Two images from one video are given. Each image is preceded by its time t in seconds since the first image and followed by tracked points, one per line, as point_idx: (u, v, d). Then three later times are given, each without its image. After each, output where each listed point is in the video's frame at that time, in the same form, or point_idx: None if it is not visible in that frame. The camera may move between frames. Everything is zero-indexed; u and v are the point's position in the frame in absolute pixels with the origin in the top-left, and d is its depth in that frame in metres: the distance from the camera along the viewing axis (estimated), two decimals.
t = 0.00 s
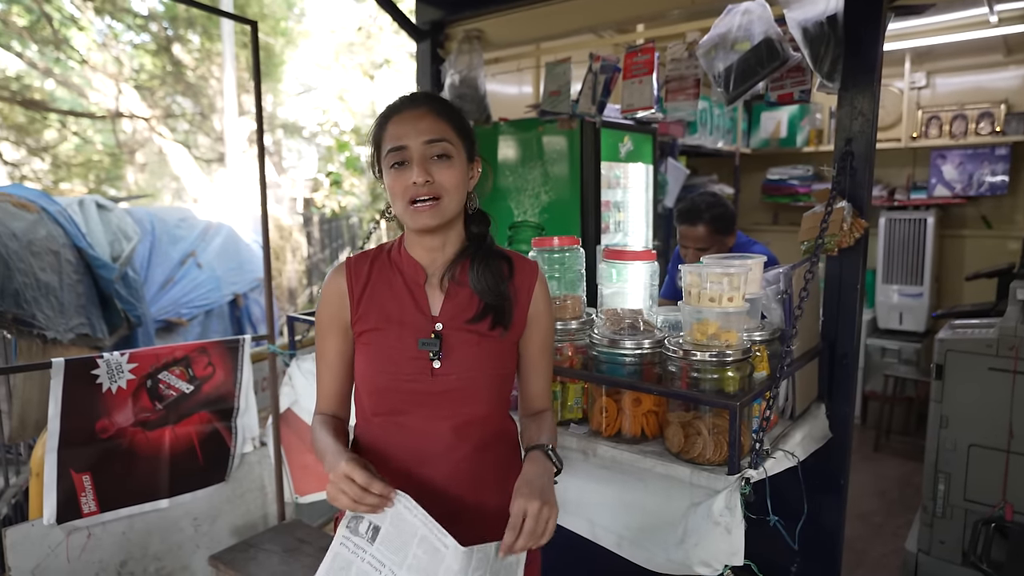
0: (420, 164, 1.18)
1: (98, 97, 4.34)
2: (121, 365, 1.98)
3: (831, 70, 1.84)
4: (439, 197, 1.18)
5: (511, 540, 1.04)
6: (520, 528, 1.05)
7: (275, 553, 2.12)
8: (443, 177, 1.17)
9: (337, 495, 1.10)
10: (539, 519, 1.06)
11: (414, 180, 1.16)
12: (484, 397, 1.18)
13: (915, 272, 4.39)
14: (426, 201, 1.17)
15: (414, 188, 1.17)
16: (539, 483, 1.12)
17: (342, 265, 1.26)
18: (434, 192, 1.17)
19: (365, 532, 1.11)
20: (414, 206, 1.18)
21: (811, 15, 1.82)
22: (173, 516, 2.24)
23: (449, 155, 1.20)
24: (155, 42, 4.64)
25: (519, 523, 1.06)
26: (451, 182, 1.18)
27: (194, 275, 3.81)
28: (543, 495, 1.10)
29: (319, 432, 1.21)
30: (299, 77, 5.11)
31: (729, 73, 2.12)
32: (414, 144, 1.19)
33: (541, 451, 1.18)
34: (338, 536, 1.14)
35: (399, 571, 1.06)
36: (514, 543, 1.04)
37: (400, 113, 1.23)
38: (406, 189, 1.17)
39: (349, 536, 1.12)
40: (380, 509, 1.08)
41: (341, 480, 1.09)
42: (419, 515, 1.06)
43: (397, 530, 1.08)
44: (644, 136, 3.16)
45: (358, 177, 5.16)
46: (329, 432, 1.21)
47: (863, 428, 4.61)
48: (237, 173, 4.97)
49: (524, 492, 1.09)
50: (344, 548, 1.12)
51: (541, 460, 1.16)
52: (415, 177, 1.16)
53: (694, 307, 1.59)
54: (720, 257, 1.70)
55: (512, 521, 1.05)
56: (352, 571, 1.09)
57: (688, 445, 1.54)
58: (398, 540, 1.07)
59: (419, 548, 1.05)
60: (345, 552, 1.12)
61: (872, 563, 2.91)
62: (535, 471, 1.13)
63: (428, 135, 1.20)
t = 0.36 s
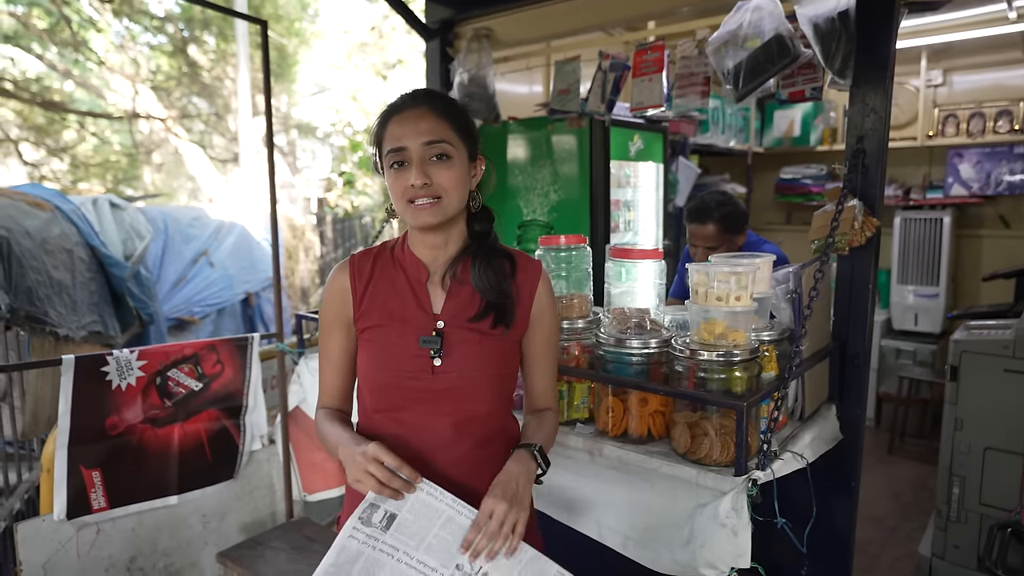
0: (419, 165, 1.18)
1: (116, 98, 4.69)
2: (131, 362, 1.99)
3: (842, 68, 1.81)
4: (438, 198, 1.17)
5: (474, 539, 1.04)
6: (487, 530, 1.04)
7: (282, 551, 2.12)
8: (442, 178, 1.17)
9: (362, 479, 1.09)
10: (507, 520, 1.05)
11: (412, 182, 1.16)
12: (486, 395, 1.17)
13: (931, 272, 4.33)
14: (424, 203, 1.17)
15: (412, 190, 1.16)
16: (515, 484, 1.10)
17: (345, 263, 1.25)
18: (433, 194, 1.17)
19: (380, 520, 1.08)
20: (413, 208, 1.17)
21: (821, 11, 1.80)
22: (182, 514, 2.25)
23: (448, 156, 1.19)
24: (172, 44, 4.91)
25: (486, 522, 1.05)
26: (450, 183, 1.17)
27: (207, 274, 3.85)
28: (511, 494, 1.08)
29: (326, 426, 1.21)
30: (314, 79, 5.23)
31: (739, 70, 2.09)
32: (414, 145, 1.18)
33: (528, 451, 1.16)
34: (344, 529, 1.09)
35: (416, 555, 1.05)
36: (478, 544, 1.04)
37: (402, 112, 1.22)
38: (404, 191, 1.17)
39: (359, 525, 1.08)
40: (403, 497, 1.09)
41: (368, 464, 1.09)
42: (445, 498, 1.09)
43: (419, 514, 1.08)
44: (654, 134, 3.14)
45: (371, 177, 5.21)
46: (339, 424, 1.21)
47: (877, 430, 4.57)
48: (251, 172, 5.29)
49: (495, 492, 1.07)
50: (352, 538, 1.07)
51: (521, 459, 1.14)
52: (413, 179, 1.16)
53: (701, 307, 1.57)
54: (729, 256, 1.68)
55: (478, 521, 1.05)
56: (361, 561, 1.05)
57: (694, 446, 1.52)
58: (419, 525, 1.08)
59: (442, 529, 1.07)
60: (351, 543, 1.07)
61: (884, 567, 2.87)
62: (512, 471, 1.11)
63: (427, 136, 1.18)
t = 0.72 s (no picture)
0: (419, 165, 1.17)
1: (132, 99, 4.75)
2: (139, 360, 2.01)
3: (853, 65, 1.77)
4: (438, 201, 1.16)
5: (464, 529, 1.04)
6: (477, 523, 1.03)
7: (288, 549, 2.13)
8: (441, 179, 1.16)
9: (358, 473, 1.08)
10: (497, 514, 1.04)
11: (412, 182, 1.15)
12: (485, 392, 1.16)
13: (945, 273, 4.28)
14: (423, 204, 1.16)
15: (412, 191, 1.16)
16: (508, 478, 1.08)
17: (347, 258, 1.25)
18: (432, 194, 1.16)
19: (377, 516, 1.08)
20: (412, 209, 1.17)
21: (830, 8, 1.73)
22: (189, 511, 2.27)
23: (448, 157, 1.19)
24: (187, 45, 4.93)
25: (476, 515, 1.04)
26: (449, 184, 1.16)
27: (218, 273, 3.88)
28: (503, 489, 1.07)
29: (326, 421, 1.20)
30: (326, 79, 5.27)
31: (748, 69, 2.07)
32: (413, 146, 1.18)
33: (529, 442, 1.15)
34: (342, 525, 1.08)
35: (416, 549, 1.05)
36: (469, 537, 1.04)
37: (402, 111, 1.21)
38: (405, 192, 1.16)
39: (357, 522, 1.08)
40: (399, 493, 1.08)
41: (363, 460, 1.08)
42: (442, 493, 1.09)
43: (417, 509, 1.08)
44: (663, 134, 3.12)
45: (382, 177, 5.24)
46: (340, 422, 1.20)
47: (890, 432, 4.52)
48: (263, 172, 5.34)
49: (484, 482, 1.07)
50: (350, 534, 1.07)
51: (517, 451, 1.13)
52: (412, 180, 1.15)
53: (707, 307, 1.55)
54: (735, 256, 1.66)
55: (468, 512, 1.04)
56: (360, 555, 1.04)
57: (699, 447, 1.50)
58: (418, 520, 1.07)
59: (440, 523, 1.07)
60: (350, 538, 1.06)
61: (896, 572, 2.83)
62: (508, 463, 1.10)
63: (426, 137, 1.18)
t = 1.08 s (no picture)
0: (421, 158, 1.17)
1: (145, 100, 4.81)
2: (145, 358, 2.03)
3: (860, 62, 1.79)
4: (442, 193, 1.16)
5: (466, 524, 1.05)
6: (479, 517, 1.03)
7: (292, 546, 2.14)
8: (443, 172, 1.15)
9: (358, 481, 1.08)
10: (498, 504, 1.04)
11: (415, 175, 1.15)
12: (485, 389, 1.16)
13: (958, 273, 4.23)
14: (426, 196, 1.15)
15: (415, 184, 1.15)
16: (507, 468, 1.07)
17: (348, 255, 1.25)
18: (436, 187, 1.15)
19: (387, 559, 1.06)
20: (416, 203, 1.16)
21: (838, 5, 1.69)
22: (195, 508, 2.27)
23: (450, 150, 1.18)
24: (200, 46, 4.99)
25: (477, 508, 1.04)
26: (452, 177, 1.16)
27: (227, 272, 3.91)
28: (501, 478, 1.06)
29: (327, 420, 1.20)
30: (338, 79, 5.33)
31: (755, 66, 2.05)
32: (416, 140, 1.18)
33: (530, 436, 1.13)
34: None
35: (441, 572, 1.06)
36: (471, 529, 1.04)
37: (403, 108, 1.21)
38: (407, 184, 1.16)
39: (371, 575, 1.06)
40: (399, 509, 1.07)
41: (363, 467, 1.07)
42: (440, 509, 1.08)
43: (420, 536, 1.07)
44: (670, 132, 3.11)
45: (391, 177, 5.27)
46: (342, 418, 1.19)
47: (901, 434, 4.48)
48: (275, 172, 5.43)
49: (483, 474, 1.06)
50: None
51: (516, 446, 1.11)
52: (416, 173, 1.15)
53: (710, 306, 1.54)
54: (739, 254, 1.65)
55: (468, 506, 1.04)
56: None
57: (703, 447, 1.49)
58: (428, 544, 1.07)
59: (451, 537, 1.07)
60: None
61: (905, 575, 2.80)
62: (507, 454, 1.09)
63: (428, 131, 1.18)
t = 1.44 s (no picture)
0: (433, 155, 1.16)
1: (157, 101, 4.85)
2: (151, 356, 2.04)
3: (865, 60, 1.75)
4: (453, 189, 1.16)
5: (463, 535, 1.04)
6: (478, 527, 1.03)
7: (297, 545, 2.15)
8: (455, 169, 1.16)
9: (371, 498, 1.06)
10: (497, 514, 1.04)
11: (429, 172, 1.14)
12: (485, 385, 1.16)
13: (969, 273, 4.19)
14: (439, 194, 1.14)
15: (429, 181, 1.14)
16: (506, 478, 1.07)
17: (344, 257, 1.24)
18: (447, 185, 1.15)
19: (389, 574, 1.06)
20: (426, 200, 1.15)
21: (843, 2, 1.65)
22: (202, 506, 2.28)
23: (458, 148, 1.19)
24: (211, 47, 5.01)
25: (474, 518, 1.04)
26: (462, 174, 1.17)
27: (235, 272, 3.93)
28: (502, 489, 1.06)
29: (330, 430, 1.17)
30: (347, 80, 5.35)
31: (759, 65, 2.05)
32: (427, 137, 1.16)
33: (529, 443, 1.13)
34: None
35: None
36: (468, 540, 1.04)
37: (408, 104, 1.19)
38: (420, 181, 1.14)
39: None
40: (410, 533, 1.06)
41: (376, 488, 1.05)
42: (439, 522, 1.07)
43: (421, 551, 1.07)
44: (677, 132, 3.10)
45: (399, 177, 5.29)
46: (347, 429, 1.17)
47: (910, 436, 4.44)
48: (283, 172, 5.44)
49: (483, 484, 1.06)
50: None
51: (515, 455, 1.10)
52: (430, 170, 1.14)
53: (712, 306, 1.54)
54: (741, 255, 1.65)
55: (466, 517, 1.04)
56: None
57: (704, 448, 1.48)
58: (428, 560, 1.07)
59: (451, 552, 1.06)
60: None
61: None
62: (506, 463, 1.08)
63: (439, 127, 1.17)
